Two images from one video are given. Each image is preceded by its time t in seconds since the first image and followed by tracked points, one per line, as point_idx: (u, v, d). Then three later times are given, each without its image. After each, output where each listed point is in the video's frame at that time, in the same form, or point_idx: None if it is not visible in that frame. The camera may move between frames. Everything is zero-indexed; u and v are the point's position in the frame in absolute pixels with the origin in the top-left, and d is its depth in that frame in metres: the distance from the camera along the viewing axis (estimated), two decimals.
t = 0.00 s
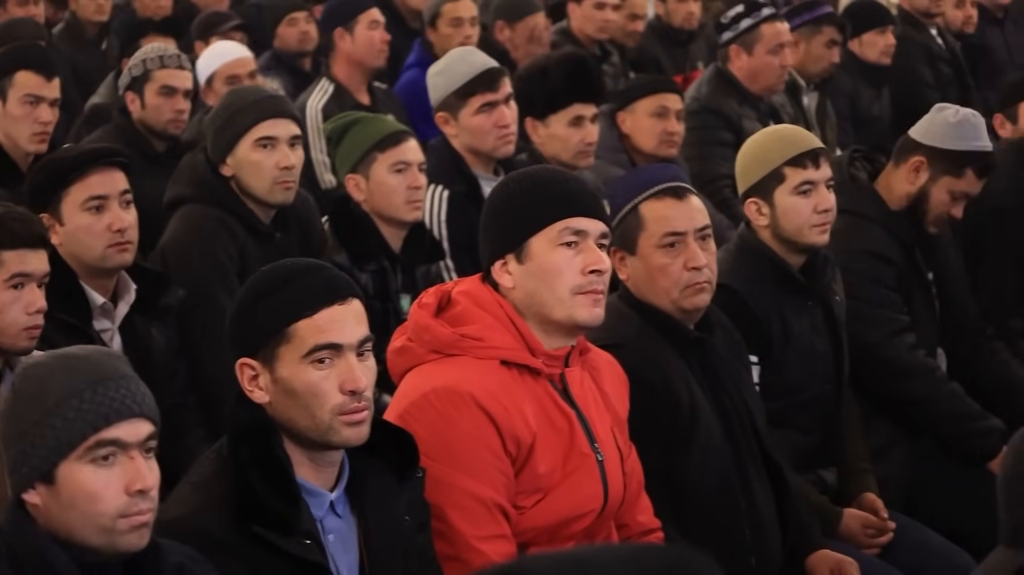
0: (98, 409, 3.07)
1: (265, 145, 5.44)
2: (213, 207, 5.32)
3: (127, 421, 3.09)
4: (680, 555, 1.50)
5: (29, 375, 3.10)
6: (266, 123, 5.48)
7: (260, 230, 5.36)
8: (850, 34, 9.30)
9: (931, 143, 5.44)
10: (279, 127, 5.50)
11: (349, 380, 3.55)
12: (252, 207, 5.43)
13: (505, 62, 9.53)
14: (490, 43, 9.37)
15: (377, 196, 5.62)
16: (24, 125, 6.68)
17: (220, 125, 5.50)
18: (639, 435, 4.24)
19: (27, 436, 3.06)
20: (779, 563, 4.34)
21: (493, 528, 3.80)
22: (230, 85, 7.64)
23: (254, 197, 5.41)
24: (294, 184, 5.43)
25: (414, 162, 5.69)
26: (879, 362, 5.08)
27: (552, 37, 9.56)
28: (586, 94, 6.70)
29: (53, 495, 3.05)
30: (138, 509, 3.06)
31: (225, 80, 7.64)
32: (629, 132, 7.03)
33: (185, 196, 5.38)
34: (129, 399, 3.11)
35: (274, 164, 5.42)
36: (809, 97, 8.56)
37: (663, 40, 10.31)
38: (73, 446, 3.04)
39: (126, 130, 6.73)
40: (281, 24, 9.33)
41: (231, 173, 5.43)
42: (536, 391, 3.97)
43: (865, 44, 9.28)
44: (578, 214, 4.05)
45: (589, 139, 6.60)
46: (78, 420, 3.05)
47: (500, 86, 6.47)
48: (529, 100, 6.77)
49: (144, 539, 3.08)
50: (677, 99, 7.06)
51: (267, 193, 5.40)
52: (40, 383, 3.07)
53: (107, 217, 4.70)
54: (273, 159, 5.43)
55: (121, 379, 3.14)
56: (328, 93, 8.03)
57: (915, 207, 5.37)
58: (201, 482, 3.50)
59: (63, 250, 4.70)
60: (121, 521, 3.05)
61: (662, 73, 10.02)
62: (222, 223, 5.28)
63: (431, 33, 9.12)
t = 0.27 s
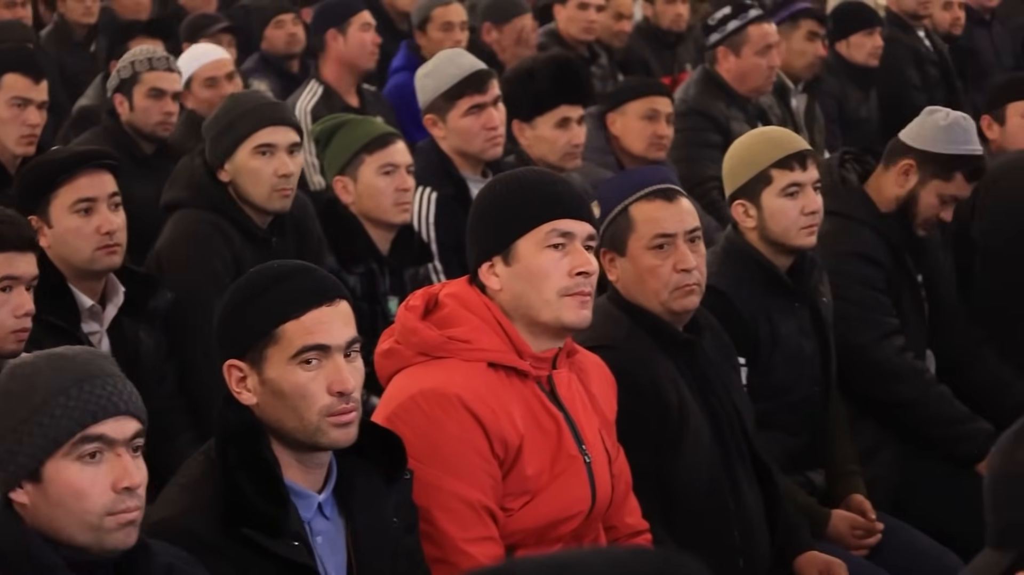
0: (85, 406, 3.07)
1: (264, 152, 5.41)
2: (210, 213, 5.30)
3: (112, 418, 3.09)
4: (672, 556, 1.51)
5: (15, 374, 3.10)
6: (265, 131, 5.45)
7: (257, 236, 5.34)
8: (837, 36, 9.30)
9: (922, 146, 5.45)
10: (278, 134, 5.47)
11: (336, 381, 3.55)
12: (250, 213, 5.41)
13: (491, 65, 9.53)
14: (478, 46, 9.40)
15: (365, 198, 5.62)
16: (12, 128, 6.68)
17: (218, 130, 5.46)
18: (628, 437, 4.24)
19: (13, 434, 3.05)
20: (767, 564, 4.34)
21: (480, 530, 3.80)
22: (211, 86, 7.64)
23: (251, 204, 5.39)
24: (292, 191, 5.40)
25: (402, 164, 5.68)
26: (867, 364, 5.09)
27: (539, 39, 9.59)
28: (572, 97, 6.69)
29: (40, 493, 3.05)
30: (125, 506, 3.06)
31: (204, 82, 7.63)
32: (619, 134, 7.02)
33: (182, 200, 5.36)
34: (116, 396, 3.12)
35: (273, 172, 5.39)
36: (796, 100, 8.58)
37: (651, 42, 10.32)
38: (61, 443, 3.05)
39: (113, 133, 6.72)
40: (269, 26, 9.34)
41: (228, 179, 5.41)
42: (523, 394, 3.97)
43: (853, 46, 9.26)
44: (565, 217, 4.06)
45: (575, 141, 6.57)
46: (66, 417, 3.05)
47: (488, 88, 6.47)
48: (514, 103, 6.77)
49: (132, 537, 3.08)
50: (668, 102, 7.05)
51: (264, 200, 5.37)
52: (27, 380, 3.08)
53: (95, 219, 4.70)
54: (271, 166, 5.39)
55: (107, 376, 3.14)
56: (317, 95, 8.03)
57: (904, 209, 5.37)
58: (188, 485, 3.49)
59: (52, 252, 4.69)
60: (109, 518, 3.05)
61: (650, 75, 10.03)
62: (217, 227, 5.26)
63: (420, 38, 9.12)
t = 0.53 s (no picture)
0: (75, 411, 3.07)
1: (258, 159, 5.33)
2: (204, 219, 5.20)
3: (102, 424, 3.09)
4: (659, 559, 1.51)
5: (6, 379, 3.10)
6: (260, 139, 5.36)
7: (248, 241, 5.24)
8: (823, 39, 9.32)
9: (904, 147, 5.52)
10: (274, 142, 5.38)
11: (322, 384, 3.55)
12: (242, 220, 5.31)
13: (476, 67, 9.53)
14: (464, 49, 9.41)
15: (351, 201, 5.62)
16: None
17: (213, 137, 5.37)
18: (614, 439, 4.23)
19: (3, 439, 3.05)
20: (753, 566, 4.35)
21: (466, 532, 3.80)
22: (181, 91, 7.56)
23: (244, 211, 5.29)
24: (285, 200, 5.30)
25: (388, 167, 5.67)
26: (853, 366, 5.09)
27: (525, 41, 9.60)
28: (556, 99, 6.69)
29: (29, 498, 3.05)
30: (114, 512, 3.06)
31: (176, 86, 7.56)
32: (611, 136, 6.97)
33: (174, 204, 5.27)
34: (107, 402, 3.12)
35: (267, 179, 5.30)
36: (782, 102, 8.61)
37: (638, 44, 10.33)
38: (50, 449, 3.04)
39: (99, 135, 6.71)
40: (254, 29, 9.39)
41: (221, 184, 5.31)
42: (509, 396, 3.97)
43: (839, 48, 9.29)
44: (549, 219, 4.06)
45: (559, 143, 6.57)
46: (56, 422, 3.05)
47: (474, 91, 6.48)
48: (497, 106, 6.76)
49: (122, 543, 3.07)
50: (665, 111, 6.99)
51: (256, 208, 5.27)
52: (17, 385, 3.08)
53: (80, 222, 4.69)
54: (265, 175, 5.30)
55: (98, 382, 3.14)
56: (303, 96, 8.03)
57: (888, 210, 5.44)
58: (173, 488, 3.49)
59: (37, 255, 4.68)
60: (97, 525, 3.04)
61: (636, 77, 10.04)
62: (211, 233, 5.16)
63: (410, 41, 9.10)
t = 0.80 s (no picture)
0: (74, 431, 3.05)
1: (244, 161, 5.32)
2: (188, 219, 5.19)
3: (103, 446, 3.08)
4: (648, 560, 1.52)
5: (10, 385, 3.08)
6: (245, 140, 5.36)
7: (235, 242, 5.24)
8: (808, 39, 9.33)
9: (881, 141, 5.53)
10: (258, 143, 5.38)
11: (309, 385, 3.55)
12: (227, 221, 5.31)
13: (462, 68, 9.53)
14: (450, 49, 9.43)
15: (338, 202, 5.62)
16: None
17: (198, 137, 5.36)
18: (601, 439, 4.23)
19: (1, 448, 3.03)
20: (740, 566, 4.36)
21: (453, 533, 3.80)
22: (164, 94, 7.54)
23: (229, 212, 5.29)
24: (270, 202, 5.29)
25: (375, 167, 5.67)
26: (839, 366, 5.10)
27: (510, 41, 9.61)
28: (542, 99, 6.69)
29: (23, 510, 3.04)
30: (106, 534, 3.04)
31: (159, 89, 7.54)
32: (599, 137, 6.96)
33: (161, 205, 5.26)
34: (110, 425, 3.10)
35: (252, 181, 5.29)
36: (768, 102, 8.63)
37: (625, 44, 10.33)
38: (47, 466, 3.03)
39: (84, 136, 6.70)
40: (240, 29, 9.39)
41: (207, 186, 5.31)
42: (496, 396, 3.97)
43: (825, 48, 9.30)
44: (536, 219, 4.05)
45: (544, 142, 6.57)
46: (56, 440, 3.04)
47: (460, 91, 6.47)
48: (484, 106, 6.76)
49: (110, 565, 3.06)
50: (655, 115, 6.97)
51: (242, 210, 5.27)
52: (20, 394, 3.06)
53: (67, 222, 4.68)
54: (250, 176, 5.30)
55: (103, 403, 3.12)
56: (289, 97, 8.03)
57: (874, 206, 5.43)
58: (160, 488, 3.48)
59: (22, 256, 4.67)
60: (86, 544, 3.03)
61: (622, 78, 10.05)
62: (195, 233, 5.14)
63: (398, 42, 9.10)
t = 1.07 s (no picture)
0: (79, 453, 2.98)
1: (230, 163, 5.31)
2: (176, 220, 5.20)
3: (108, 469, 3.01)
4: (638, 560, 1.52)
5: (19, 402, 3.03)
6: (231, 142, 5.35)
7: (224, 242, 5.25)
8: (797, 39, 9.34)
9: (854, 132, 5.52)
10: (245, 145, 5.37)
11: (300, 386, 3.54)
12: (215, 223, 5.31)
13: (451, 69, 9.53)
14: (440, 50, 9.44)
15: (327, 203, 5.62)
16: None
17: (185, 139, 5.36)
18: (590, 440, 4.24)
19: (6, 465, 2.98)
20: (729, 566, 4.36)
21: (443, 533, 3.80)
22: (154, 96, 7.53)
23: (216, 215, 5.29)
24: (257, 204, 5.29)
25: (364, 168, 5.67)
26: (829, 367, 5.11)
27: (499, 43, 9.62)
28: (531, 100, 6.69)
29: (24, 527, 2.97)
30: (106, 558, 2.97)
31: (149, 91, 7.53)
32: (588, 139, 6.96)
33: (149, 206, 5.24)
34: (117, 448, 3.03)
35: (238, 183, 5.29)
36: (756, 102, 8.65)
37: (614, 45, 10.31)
38: (49, 485, 2.97)
39: (74, 138, 6.69)
40: (229, 30, 9.37)
41: (194, 189, 5.31)
42: (485, 397, 3.97)
43: (814, 49, 9.31)
44: (526, 220, 4.05)
45: (534, 143, 6.57)
46: (60, 461, 2.97)
47: (450, 92, 6.47)
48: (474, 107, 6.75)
49: None
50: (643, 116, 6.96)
51: (229, 212, 5.26)
52: (28, 411, 3.01)
53: (59, 224, 4.65)
54: (236, 178, 5.29)
55: (113, 425, 3.05)
56: (278, 99, 8.02)
57: (862, 200, 5.43)
58: (151, 489, 3.49)
59: (13, 257, 4.64)
60: (85, 567, 2.96)
61: (611, 79, 10.07)
62: (183, 234, 5.15)
63: (387, 44, 9.10)
